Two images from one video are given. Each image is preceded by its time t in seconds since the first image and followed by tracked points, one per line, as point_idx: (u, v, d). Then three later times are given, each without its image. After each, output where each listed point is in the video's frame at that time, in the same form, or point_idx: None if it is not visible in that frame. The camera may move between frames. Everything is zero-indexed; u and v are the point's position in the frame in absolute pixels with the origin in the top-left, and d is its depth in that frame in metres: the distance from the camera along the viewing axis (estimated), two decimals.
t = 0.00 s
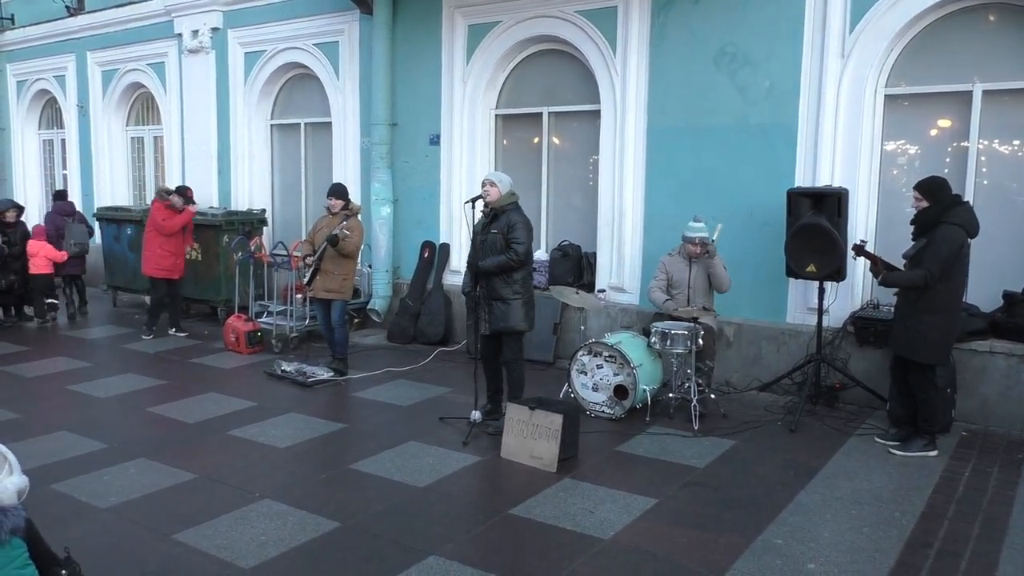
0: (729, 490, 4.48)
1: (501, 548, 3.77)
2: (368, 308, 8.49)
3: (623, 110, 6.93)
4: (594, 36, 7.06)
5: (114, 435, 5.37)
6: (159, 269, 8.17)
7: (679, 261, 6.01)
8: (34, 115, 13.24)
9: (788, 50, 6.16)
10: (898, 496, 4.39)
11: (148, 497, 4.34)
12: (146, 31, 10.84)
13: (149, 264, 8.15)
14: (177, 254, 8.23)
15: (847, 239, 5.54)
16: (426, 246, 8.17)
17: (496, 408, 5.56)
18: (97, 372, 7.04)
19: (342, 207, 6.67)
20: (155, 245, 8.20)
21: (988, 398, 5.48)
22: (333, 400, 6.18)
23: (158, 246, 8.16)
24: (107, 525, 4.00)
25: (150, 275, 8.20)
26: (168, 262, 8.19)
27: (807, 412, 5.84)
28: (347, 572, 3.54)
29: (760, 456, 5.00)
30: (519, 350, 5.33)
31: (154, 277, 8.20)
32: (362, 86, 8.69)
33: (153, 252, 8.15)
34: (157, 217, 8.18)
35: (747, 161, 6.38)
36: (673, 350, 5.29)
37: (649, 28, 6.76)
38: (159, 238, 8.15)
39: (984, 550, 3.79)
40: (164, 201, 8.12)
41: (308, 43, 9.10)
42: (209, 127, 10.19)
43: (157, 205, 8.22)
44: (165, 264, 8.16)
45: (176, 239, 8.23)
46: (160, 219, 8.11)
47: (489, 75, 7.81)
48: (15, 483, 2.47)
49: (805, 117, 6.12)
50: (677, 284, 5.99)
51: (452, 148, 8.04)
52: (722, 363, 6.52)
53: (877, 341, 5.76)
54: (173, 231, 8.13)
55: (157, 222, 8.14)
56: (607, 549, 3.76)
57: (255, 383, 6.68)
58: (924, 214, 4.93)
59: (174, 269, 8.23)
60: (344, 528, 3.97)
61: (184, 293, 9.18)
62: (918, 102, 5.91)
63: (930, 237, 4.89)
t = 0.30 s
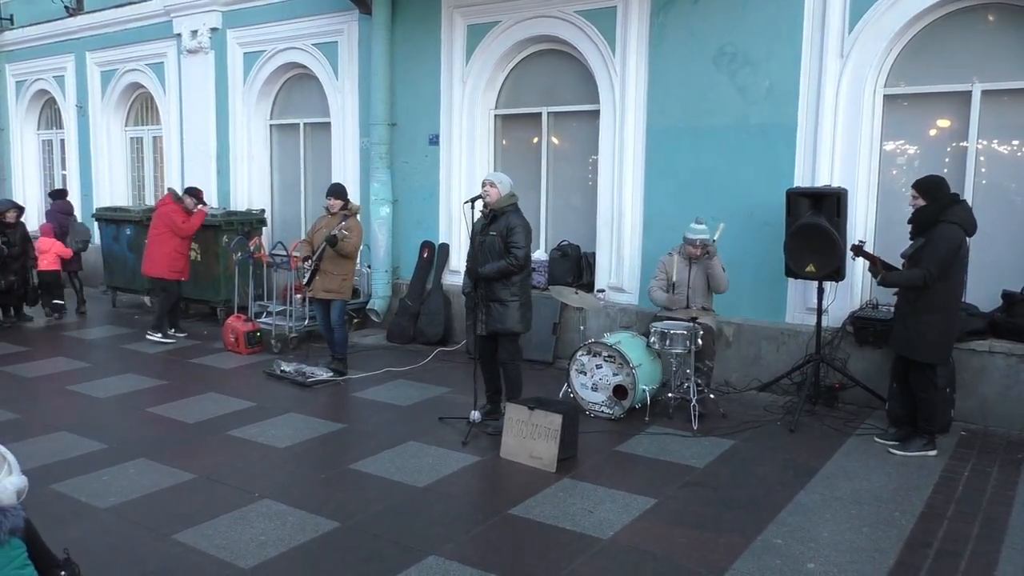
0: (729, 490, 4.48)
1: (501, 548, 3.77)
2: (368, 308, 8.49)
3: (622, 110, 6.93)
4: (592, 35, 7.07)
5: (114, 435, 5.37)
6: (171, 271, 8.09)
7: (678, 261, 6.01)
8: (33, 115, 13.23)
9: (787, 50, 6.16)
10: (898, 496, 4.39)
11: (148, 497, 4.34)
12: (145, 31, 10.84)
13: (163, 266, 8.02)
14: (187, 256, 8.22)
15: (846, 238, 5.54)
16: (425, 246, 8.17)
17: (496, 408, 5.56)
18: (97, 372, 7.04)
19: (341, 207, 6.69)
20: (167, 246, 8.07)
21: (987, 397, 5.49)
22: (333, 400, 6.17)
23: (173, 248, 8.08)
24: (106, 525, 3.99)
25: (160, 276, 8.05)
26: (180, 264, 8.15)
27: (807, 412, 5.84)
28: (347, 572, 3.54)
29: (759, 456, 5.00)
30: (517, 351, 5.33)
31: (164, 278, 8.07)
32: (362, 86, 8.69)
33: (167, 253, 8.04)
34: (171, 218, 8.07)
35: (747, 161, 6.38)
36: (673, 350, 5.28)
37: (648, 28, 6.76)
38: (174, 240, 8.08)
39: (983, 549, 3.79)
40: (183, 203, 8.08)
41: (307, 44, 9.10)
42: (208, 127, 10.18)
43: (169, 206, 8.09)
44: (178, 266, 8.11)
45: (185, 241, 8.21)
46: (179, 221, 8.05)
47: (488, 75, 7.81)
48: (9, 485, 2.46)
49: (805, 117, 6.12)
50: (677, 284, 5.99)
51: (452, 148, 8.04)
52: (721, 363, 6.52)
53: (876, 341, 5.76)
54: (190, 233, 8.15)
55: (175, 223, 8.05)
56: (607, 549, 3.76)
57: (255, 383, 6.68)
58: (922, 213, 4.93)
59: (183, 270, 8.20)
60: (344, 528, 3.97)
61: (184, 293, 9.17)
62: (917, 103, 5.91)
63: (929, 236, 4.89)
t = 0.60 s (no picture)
0: (729, 490, 4.48)
1: (500, 548, 3.76)
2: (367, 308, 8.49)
3: (622, 110, 6.93)
4: (592, 35, 7.07)
5: (113, 435, 5.37)
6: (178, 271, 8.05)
7: (678, 261, 6.01)
8: (33, 115, 13.22)
9: (787, 50, 6.16)
10: (897, 496, 4.39)
11: (147, 497, 4.33)
12: (145, 31, 10.84)
13: (172, 268, 7.96)
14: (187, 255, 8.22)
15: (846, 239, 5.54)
16: (425, 246, 8.16)
17: (496, 407, 5.56)
18: (96, 371, 7.04)
19: (342, 207, 6.70)
20: (174, 248, 8.00)
21: (987, 398, 5.49)
22: (332, 400, 6.17)
23: (179, 249, 8.03)
24: (104, 525, 3.99)
25: (168, 278, 7.98)
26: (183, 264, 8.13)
27: (807, 412, 5.84)
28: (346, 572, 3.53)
29: (759, 456, 4.99)
30: (514, 349, 5.33)
31: (172, 280, 8.01)
32: (361, 85, 8.69)
33: (176, 255, 7.99)
34: (179, 219, 8.01)
35: (747, 161, 6.38)
36: (672, 350, 5.28)
37: (648, 27, 6.76)
38: (181, 240, 8.04)
39: (983, 550, 3.79)
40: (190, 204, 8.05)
41: (306, 43, 9.10)
42: (208, 127, 10.18)
43: (175, 206, 8.01)
44: (183, 267, 8.10)
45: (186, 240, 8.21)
46: (187, 222, 8.03)
47: (488, 75, 7.81)
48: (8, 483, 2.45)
49: (805, 117, 6.12)
50: (677, 284, 6.00)
51: (451, 147, 8.03)
52: (721, 363, 6.52)
53: (876, 341, 5.76)
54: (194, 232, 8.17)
55: (183, 224, 8.02)
56: (606, 549, 3.76)
57: (254, 383, 6.67)
58: (924, 213, 4.93)
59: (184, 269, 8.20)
60: (343, 528, 3.97)
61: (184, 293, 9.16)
62: (917, 102, 5.91)
63: (931, 237, 4.89)
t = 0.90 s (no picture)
0: (729, 490, 4.47)
1: (501, 548, 3.76)
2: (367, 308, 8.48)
3: (622, 110, 6.93)
4: (592, 34, 7.06)
5: (112, 435, 5.36)
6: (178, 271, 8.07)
7: (679, 261, 6.00)
8: (33, 115, 13.21)
9: (787, 50, 6.15)
10: (897, 496, 4.39)
11: (147, 497, 4.33)
12: (144, 30, 10.83)
13: (174, 268, 7.97)
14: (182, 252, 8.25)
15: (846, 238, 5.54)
16: (425, 245, 8.16)
17: (496, 407, 5.56)
18: (96, 371, 7.04)
19: (342, 207, 6.69)
20: (173, 247, 7.99)
21: (987, 398, 5.48)
22: (332, 400, 6.17)
23: (177, 248, 8.03)
24: (104, 525, 3.98)
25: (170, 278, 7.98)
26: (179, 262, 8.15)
27: (807, 412, 5.84)
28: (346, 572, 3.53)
29: (759, 456, 4.99)
30: (510, 349, 5.30)
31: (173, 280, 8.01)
32: (361, 85, 8.68)
33: (176, 255, 8.00)
34: (177, 218, 8.00)
35: (747, 162, 6.38)
36: (672, 349, 5.28)
37: (648, 27, 6.76)
38: (179, 240, 8.05)
39: (984, 550, 3.79)
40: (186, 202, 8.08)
41: (306, 43, 9.09)
42: (208, 127, 10.17)
43: (172, 206, 8.00)
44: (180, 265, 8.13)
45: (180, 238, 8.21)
46: (185, 220, 8.05)
47: (487, 75, 7.80)
48: (17, 467, 2.38)
49: (805, 116, 6.12)
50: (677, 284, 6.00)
51: (451, 147, 8.03)
52: (721, 363, 6.52)
53: (876, 341, 5.76)
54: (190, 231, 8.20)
55: (182, 223, 8.03)
56: (607, 549, 3.76)
57: (254, 383, 6.67)
58: (924, 213, 4.92)
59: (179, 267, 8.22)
60: (343, 528, 3.97)
61: (184, 293, 9.16)
62: (917, 102, 5.91)
63: (930, 236, 4.89)
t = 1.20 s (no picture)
0: (729, 490, 4.47)
1: (501, 548, 3.76)
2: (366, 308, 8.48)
3: (621, 110, 6.92)
4: (591, 34, 7.06)
5: (111, 435, 5.36)
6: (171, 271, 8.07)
7: (679, 262, 6.00)
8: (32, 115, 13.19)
9: (787, 50, 6.15)
10: (897, 497, 4.38)
11: (146, 497, 4.33)
12: (144, 30, 10.82)
13: (167, 269, 7.95)
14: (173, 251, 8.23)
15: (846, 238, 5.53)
16: (425, 245, 8.16)
17: (495, 408, 5.55)
18: (95, 371, 7.04)
19: (341, 207, 6.70)
20: (163, 249, 7.96)
21: (987, 398, 5.48)
22: (331, 400, 6.17)
23: (168, 249, 8.01)
24: (103, 525, 3.98)
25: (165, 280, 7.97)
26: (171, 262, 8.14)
27: (807, 412, 5.84)
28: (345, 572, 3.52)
29: (759, 456, 4.99)
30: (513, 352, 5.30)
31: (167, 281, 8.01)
32: (361, 85, 8.68)
33: (167, 255, 7.98)
34: (164, 219, 7.95)
35: (746, 162, 6.38)
36: (672, 350, 5.27)
37: (647, 28, 6.76)
38: (169, 240, 8.02)
39: (984, 550, 3.79)
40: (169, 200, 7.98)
41: (305, 43, 9.09)
42: (207, 127, 10.17)
43: (157, 207, 7.94)
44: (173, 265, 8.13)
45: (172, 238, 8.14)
46: (171, 220, 8.00)
47: (487, 75, 7.80)
48: (21, 464, 2.44)
49: (805, 116, 6.12)
50: (678, 285, 5.99)
51: (451, 147, 8.02)
52: (721, 363, 6.52)
53: (875, 341, 5.76)
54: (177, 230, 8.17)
55: (169, 223, 7.98)
56: (607, 549, 3.76)
57: (253, 383, 6.66)
58: (923, 213, 4.92)
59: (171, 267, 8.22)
60: (342, 528, 3.96)
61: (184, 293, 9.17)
62: (916, 102, 5.91)
63: (930, 236, 4.88)
